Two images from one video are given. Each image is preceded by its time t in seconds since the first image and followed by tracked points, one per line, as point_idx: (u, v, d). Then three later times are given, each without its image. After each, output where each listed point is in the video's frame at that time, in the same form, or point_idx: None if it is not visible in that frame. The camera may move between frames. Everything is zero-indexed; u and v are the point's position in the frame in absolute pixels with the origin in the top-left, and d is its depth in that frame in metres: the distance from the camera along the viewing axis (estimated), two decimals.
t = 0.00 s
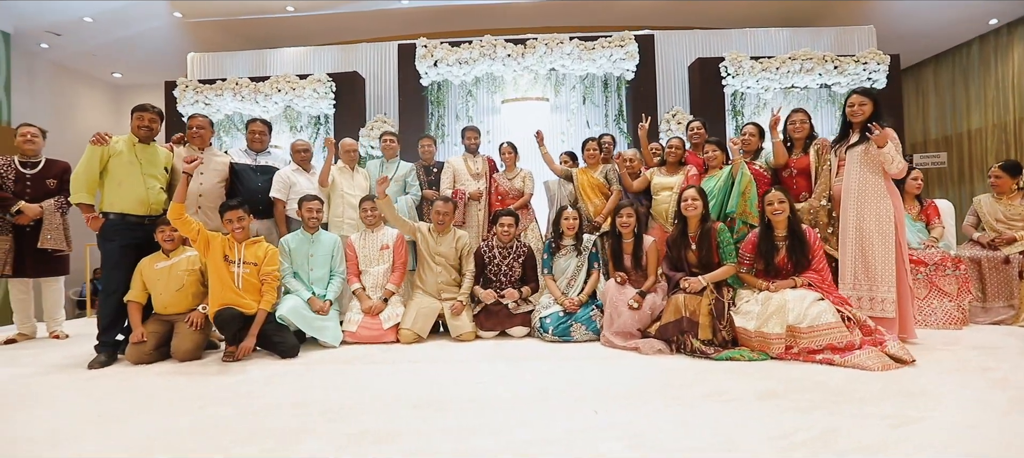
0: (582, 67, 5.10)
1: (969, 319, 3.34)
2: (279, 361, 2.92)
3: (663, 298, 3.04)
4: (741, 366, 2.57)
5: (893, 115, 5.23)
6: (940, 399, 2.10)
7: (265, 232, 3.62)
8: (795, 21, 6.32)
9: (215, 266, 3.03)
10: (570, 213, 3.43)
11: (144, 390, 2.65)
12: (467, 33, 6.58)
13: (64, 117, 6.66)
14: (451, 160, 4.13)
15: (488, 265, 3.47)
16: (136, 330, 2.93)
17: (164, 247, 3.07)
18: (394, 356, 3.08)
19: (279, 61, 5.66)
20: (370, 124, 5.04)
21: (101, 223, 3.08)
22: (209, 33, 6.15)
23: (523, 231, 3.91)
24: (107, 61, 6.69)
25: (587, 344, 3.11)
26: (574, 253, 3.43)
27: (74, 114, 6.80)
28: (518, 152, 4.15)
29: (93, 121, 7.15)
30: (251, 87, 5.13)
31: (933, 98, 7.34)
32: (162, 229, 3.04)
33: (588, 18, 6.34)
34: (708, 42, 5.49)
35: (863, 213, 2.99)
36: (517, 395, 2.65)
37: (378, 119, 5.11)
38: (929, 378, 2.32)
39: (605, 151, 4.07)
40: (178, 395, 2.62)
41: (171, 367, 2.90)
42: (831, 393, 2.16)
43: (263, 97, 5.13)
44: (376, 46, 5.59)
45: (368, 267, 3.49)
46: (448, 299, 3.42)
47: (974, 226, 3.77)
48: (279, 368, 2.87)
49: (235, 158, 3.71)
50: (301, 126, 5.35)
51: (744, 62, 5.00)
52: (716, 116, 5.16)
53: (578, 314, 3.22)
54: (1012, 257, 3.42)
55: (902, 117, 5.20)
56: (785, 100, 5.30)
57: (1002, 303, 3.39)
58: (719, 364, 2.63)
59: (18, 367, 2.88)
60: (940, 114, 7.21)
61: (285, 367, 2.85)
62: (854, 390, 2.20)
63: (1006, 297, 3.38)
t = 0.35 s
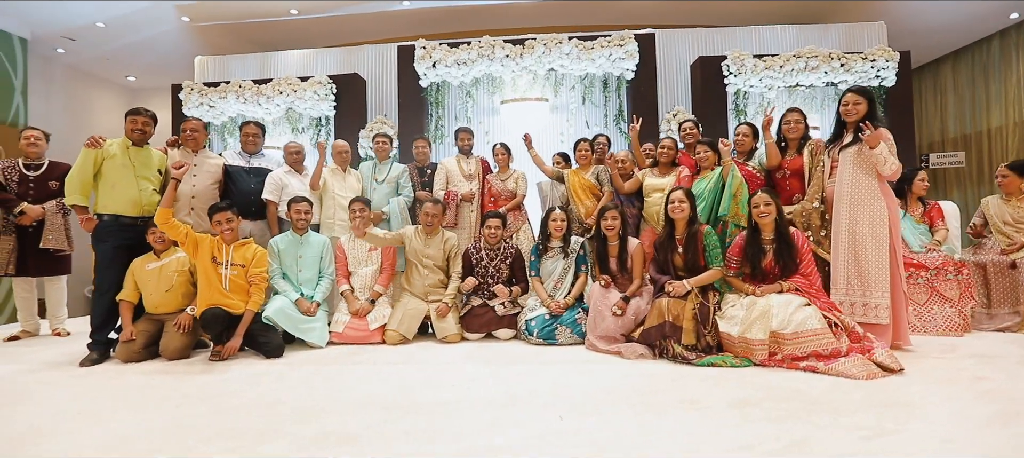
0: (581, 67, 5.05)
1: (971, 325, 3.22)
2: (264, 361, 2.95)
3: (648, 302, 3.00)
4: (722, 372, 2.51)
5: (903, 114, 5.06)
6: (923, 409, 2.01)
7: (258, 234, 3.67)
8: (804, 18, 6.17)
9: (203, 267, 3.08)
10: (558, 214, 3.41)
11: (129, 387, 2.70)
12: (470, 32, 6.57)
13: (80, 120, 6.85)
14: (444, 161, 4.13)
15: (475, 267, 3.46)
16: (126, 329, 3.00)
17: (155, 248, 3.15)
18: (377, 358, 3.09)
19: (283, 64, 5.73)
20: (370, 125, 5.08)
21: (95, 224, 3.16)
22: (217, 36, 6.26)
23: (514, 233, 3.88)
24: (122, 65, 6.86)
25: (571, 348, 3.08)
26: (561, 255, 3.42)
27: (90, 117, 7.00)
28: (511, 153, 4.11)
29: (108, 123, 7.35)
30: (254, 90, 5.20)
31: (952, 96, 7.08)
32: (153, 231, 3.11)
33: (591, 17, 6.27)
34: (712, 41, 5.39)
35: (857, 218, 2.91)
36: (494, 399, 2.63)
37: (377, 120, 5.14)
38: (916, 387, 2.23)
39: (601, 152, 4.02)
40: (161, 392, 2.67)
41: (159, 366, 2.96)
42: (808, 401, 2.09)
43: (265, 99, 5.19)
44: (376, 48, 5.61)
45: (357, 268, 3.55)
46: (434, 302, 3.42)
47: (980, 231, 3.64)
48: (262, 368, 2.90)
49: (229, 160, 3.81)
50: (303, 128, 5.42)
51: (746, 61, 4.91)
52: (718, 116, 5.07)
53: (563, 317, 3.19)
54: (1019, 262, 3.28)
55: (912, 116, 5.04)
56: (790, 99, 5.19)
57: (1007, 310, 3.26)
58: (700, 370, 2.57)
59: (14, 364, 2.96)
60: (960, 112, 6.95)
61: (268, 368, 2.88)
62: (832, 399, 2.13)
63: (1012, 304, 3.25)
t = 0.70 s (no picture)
0: (578, 67, 5.02)
1: (969, 331, 3.12)
2: (249, 359, 2.98)
3: (630, 304, 2.97)
4: (701, 375, 2.46)
5: (910, 112, 4.93)
6: (901, 418, 1.94)
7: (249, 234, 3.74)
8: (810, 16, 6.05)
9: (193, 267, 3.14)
10: (545, 215, 3.39)
11: (117, 381, 2.75)
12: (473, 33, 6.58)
13: (94, 121, 7.03)
14: (436, 162, 4.14)
15: (463, 267, 3.47)
16: (117, 326, 3.07)
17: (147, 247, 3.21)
18: (361, 357, 3.10)
19: (285, 65, 5.79)
20: (368, 126, 5.12)
21: (89, 224, 3.24)
22: (223, 39, 6.36)
23: (505, 234, 3.88)
24: (133, 68, 7.02)
25: (555, 349, 3.06)
26: (547, 256, 3.40)
27: (103, 118, 7.17)
28: (503, 153, 4.09)
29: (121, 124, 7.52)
30: (255, 91, 5.27)
31: (967, 93, 6.87)
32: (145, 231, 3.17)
33: (593, 16, 6.23)
34: (713, 39, 5.31)
35: (845, 220, 2.84)
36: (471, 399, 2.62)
37: (376, 121, 5.17)
38: (897, 394, 2.16)
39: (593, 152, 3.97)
40: (147, 387, 2.71)
41: (148, 362, 3.01)
42: (781, 408, 2.04)
43: (266, 100, 5.27)
44: (376, 49, 5.64)
45: (346, 268, 3.57)
46: (421, 302, 3.43)
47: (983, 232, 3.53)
48: (246, 365, 2.93)
49: (223, 161, 3.90)
50: (303, 128, 5.48)
51: (747, 59, 4.83)
52: (717, 116, 4.99)
53: (548, 318, 3.18)
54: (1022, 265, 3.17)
55: (920, 115, 4.90)
56: (792, 98, 5.09)
57: (1008, 315, 3.15)
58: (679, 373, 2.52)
59: (10, 359, 3.04)
60: (975, 110, 6.75)
61: (251, 365, 2.91)
62: (808, 405, 2.07)
63: (1013, 309, 3.14)
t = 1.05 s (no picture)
0: (584, 67, 5.00)
1: (979, 338, 3.01)
2: (248, 357, 3.04)
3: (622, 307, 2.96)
4: (687, 380, 2.43)
5: (928, 110, 4.77)
6: (886, 427, 1.88)
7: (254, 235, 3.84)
8: (826, 12, 5.90)
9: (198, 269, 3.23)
10: (543, 218, 3.42)
11: (121, 376, 2.85)
12: (483, 35, 6.61)
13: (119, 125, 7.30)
14: (438, 164, 4.17)
15: (460, 268, 3.51)
16: (125, 323, 3.17)
17: (155, 248, 3.31)
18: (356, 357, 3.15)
19: (297, 69, 5.91)
20: (376, 129, 5.19)
21: (100, 225, 3.34)
22: (239, 44, 6.52)
23: (505, 235, 3.90)
24: (155, 73, 7.26)
25: (547, 351, 3.06)
26: (543, 258, 3.42)
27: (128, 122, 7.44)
28: (505, 155, 4.08)
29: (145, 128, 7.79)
30: (267, 95, 5.40)
31: (996, 90, 6.60)
32: (153, 232, 3.27)
33: (602, 16, 6.19)
34: (722, 37, 5.23)
35: (844, 223, 2.76)
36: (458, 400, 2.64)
37: (384, 123, 5.25)
38: (886, 402, 2.09)
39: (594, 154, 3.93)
40: (147, 382, 2.80)
41: (152, 359, 3.11)
42: (762, 414, 2.00)
43: (277, 104, 5.39)
44: (385, 52, 5.71)
45: (346, 269, 3.62)
46: (417, 303, 3.47)
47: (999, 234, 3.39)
48: (243, 363, 3.00)
49: (230, 164, 4.02)
50: (313, 131, 5.59)
51: (755, 57, 4.74)
52: (726, 116, 4.91)
53: (541, 320, 3.18)
54: None
55: (938, 113, 4.74)
56: (804, 97, 4.97)
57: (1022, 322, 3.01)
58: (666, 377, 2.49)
59: (24, 354, 3.18)
60: (1004, 107, 6.48)
61: (248, 363, 2.98)
62: (791, 411, 2.02)
63: None
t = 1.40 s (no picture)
0: (590, 67, 4.97)
1: (990, 345, 2.90)
2: (250, 354, 3.11)
3: (617, 310, 2.95)
4: (678, 383, 2.39)
5: (948, 108, 4.61)
6: (877, 435, 1.82)
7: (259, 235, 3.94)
8: (844, 8, 5.76)
9: (204, 269, 3.31)
10: (544, 221, 3.40)
11: (128, 370, 2.94)
12: (493, 36, 6.63)
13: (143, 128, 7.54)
14: (441, 166, 4.21)
15: (459, 269, 3.53)
16: (136, 320, 3.27)
17: (165, 248, 3.41)
18: (355, 355, 3.19)
19: (310, 72, 6.02)
20: (385, 130, 5.26)
21: (114, 226, 3.48)
22: (255, 47, 6.66)
23: (506, 236, 3.90)
24: (177, 77, 7.47)
25: (543, 353, 3.06)
26: (543, 260, 3.41)
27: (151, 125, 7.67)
28: (508, 156, 4.08)
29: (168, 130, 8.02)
30: (280, 98, 5.51)
31: None
32: (163, 233, 3.37)
33: (612, 16, 6.15)
34: (733, 35, 5.15)
35: (845, 226, 2.70)
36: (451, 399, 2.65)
37: (392, 125, 5.31)
38: (881, 409, 2.02)
39: (597, 155, 3.91)
40: (153, 376, 2.88)
41: (159, 355, 3.20)
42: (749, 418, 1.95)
43: (289, 107, 5.51)
44: (395, 54, 5.78)
45: (349, 269, 3.67)
46: (417, 303, 3.51)
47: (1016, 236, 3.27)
48: (245, 360, 3.07)
49: (239, 167, 4.13)
50: (325, 133, 5.69)
51: (765, 56, 4.64)
52: (735, 116, 4.83)
53: (539, 322, 3.18)
54: None
55: (958, 110, 4.58)
56: (816, 96, 4.87)
57: None
58: (657, 379, 2.46)
59: (41, 349, 3.31)
60: None
61: (250, 360, 3.04)
62: (780, 415, 1.98)
63: None
